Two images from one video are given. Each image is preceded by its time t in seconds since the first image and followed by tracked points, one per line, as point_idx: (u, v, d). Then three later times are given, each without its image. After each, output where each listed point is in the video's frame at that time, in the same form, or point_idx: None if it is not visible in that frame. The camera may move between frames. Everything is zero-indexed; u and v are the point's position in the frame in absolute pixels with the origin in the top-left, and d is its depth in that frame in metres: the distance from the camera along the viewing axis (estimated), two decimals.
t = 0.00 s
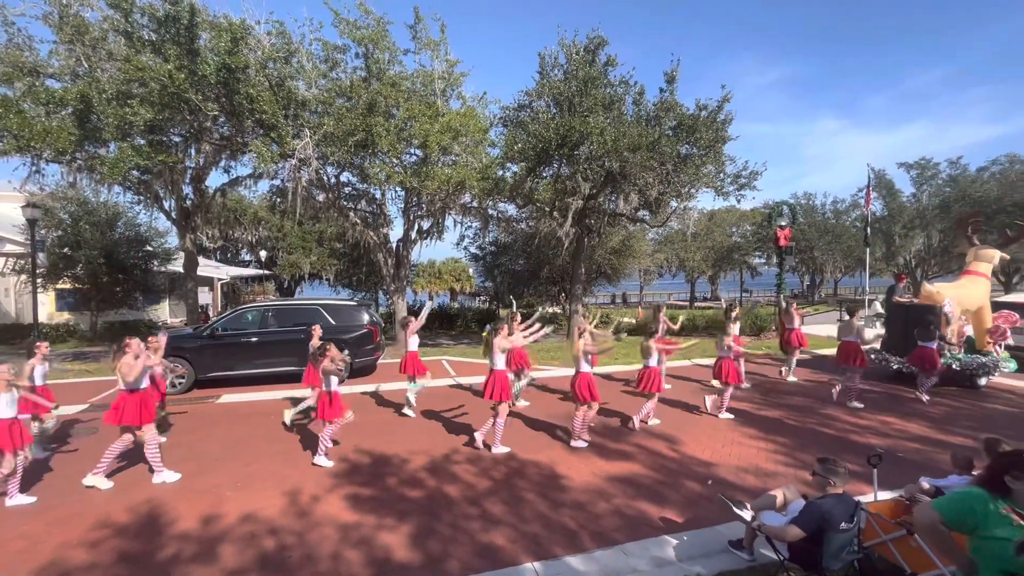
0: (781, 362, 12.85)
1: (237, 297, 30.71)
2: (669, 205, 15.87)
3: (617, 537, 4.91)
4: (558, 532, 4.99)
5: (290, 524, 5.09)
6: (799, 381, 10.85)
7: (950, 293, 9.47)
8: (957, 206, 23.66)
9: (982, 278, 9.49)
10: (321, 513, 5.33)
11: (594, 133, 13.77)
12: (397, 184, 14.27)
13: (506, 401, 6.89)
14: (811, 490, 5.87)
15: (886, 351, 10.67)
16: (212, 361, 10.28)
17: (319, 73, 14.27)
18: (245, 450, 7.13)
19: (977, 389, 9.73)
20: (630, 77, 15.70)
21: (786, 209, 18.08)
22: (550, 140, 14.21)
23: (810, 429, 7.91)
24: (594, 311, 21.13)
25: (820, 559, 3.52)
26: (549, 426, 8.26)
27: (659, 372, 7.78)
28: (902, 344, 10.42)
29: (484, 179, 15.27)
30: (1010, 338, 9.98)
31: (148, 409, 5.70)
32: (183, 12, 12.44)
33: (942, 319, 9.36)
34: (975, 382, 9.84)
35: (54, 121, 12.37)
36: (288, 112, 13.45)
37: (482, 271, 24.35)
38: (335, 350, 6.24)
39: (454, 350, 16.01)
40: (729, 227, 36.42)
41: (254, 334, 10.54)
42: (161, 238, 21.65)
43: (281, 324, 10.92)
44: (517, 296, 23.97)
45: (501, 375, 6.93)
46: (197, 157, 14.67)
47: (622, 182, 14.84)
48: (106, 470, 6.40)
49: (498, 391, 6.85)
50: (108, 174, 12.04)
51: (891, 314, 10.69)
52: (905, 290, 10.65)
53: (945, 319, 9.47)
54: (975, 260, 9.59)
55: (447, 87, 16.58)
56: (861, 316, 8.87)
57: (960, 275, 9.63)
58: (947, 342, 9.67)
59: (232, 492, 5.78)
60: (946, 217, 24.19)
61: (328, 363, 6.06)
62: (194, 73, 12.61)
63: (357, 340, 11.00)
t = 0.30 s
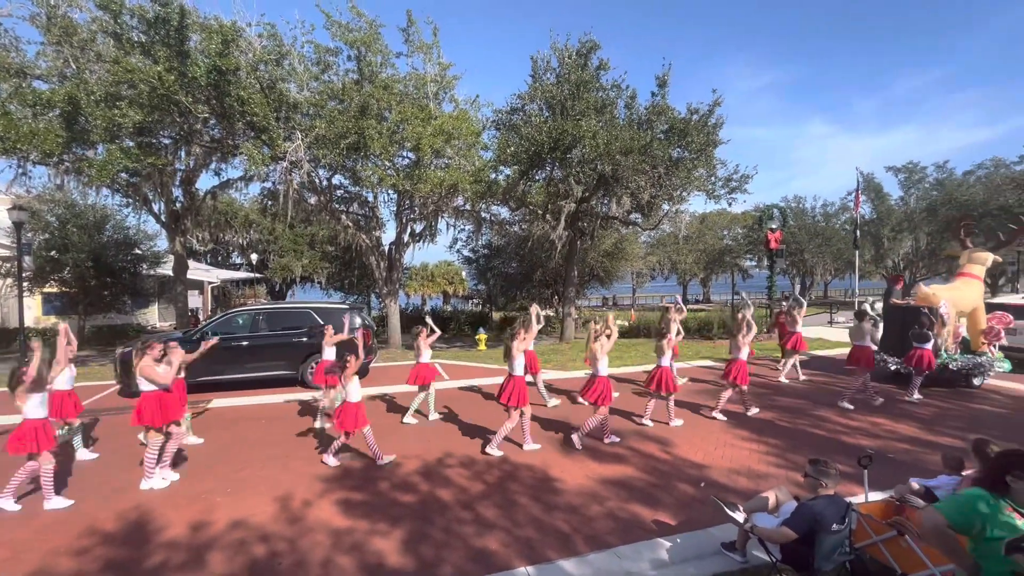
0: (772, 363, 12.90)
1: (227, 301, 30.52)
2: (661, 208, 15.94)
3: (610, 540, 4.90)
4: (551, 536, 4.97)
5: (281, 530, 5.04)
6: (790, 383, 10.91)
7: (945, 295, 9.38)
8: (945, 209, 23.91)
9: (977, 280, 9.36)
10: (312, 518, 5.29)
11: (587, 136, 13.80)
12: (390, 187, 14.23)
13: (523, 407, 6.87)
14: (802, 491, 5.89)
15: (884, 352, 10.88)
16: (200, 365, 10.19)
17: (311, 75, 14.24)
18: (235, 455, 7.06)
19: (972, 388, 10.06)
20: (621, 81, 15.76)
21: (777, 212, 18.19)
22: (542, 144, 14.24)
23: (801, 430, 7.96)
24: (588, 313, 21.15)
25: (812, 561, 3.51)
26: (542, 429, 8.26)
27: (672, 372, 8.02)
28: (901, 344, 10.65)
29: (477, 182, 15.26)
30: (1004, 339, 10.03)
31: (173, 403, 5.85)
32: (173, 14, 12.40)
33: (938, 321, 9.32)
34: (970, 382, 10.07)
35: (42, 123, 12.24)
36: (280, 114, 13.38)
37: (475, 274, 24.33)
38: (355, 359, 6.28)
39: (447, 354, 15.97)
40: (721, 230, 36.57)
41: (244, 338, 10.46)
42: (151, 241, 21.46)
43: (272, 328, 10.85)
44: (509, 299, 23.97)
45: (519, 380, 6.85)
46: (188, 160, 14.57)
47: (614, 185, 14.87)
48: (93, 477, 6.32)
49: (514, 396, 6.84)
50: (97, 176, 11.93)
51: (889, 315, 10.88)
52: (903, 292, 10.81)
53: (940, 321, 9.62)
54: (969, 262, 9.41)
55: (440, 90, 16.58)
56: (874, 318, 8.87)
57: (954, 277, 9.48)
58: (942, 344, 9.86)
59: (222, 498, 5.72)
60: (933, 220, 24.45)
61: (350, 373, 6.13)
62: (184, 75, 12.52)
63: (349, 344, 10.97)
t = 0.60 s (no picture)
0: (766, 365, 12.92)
1: (221, 304, 30.38)
2: (656, 211, 15.96)
3: (606, 543, 4.88)
4: (548, 539, 4.95)
5: (275, 535, 5.00)
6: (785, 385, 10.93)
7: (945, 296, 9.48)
8: (937, 211, 24.04)
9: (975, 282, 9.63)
10: (307, 522, 5.26)
11: (582, 138, 13.81)
12: (385, 189, 14.20)
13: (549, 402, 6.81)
14: (798, 493, 5.90)
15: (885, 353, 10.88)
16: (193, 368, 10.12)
17: (306, 77, 14.23)
18: (228, 459, 7.02)
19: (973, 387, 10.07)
20: (616, 83, 15.79)
21: (771, 214, 18.25)
22: (537, 146, 14.23)
23: (797, 431, 7.96)
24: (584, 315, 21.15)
25: (808, 562, 3.48)
26: (538, 431, 8.23)
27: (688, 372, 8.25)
28: (901, 345, 10.66)
29: (472, 184, 15.20)
30: (1003, 339, 10.09)
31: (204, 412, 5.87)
32: (167, 16, 12.37)
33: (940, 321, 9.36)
34: (970, 381, 10.08)
35: (33, 125, 12.16)
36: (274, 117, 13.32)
37: (470, 276, 24.29)
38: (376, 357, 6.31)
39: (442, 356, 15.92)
40: (715, 232, 36.65)
41: (238, 341, 10.39)
42: (144, 244, 21.33)
43: (266, 331, 10.78)
44: (505, 301, 23.95)
45: (540, 376, 6.90)
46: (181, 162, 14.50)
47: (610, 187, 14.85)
48: (85, 482, 6.27)
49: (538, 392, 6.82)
50: (89, 178, 11.85)
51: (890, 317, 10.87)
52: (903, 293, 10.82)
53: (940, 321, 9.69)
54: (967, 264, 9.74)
55: (435, 92, 16.57)
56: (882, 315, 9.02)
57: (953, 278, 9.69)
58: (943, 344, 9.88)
59: (215, 503, 5.68)
60: (925, 222, 24.59)
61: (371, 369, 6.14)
62: (177, 77, 12.44)
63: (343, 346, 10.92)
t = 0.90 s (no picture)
0: (764, 366, 12.94)
1: (219, 306, 30.33)
2: (654, 213, 15.98)
3: (605, 544, 4.88)
4: (547, 541, 4.94)
5: (273, 538, 4.99)
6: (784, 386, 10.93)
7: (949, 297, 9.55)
8: (933, 212, 24.10)
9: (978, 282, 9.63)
10: (305, 525, 5.24)
11: (580, 140, 13.83)
12: (383, 191, 14.21)
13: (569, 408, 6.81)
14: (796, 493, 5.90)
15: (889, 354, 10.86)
16: (191, 371, 10.11)
17: (304, 79, 14.24)
18: (227, 462, 7.01)
19: (977, 386, 10.08)
20: (614, 85, 15.80)
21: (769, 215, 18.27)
22: (535, 148, 14.24)
23: (796, 432, 7.96)
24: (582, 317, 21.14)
25: (806, 563, 3.48)
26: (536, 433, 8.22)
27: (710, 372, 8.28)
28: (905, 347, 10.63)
29: (471, 186, 15.17)
30: (1006, 338, 10.08)
31: (234, 400, 6.01)
32: (165, 18, 12.41)
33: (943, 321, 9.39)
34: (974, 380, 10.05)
35: (31, 127, 12.15)
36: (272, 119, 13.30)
37: (469, 278, 24.27)
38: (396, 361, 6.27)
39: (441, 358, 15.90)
40: (713, 233, 36.67)
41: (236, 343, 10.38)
42: (141, 247, 21.30)
43: (265, 333, 10.77)
44: (503, 303, 23.94)
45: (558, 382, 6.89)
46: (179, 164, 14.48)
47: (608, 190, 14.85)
48: (84, 485, 6.25)
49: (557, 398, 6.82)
50: (86, 181, 11.82)
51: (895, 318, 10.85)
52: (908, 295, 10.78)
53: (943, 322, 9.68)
54: (969, 265, 9.78)
55: (433, 95, 16.57)
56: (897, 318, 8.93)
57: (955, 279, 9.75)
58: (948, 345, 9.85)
59: (214, 506, 5.66)
60: (921, 222, 24.65)
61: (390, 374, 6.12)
62: (175, 79, 12.37)
63: (342, 349, 10.92)
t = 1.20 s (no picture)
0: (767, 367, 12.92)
1: (221, 308, 30.37)
2: (656, 214, 15.98)
3: (607, 546, 4.88)
4: (549, 542, 4.94)
5: (275, 539, 5.00)
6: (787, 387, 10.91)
7: (958, 297, 9.59)
8: (936, 213, 24.03)
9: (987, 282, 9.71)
10: (307, 527, 5.25)
11: (581, 142, 13.86)
12: (385, 192, 14.24)
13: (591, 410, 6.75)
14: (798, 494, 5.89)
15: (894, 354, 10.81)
16: (194, 372, 10.13)
17: (306, 81, 14.26)
18: (229, 464, 7.02)
19: (984, 387, 10.04)
20: (615, 86, 15.80)
21: (771, 216, 18.24)
22: (536, 149, 14.29)
23: (798, 434, 7.94)
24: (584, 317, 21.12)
25: (807, 564, 3.49)
26: (539, 434, 8.21)
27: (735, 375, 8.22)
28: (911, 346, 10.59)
29: (472, 188, 15.18)
30: (1014, 338, 10.02)
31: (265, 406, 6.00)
32: (166, 21, 12.47)
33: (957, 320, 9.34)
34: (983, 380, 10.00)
35: (34, 130, 12.20)
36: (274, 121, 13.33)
37: (470, 279, 24.26)
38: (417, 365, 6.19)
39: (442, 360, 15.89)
40: (715, 234, 36.59)
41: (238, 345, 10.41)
42: (144, 249, 21.35)
43: (267, 334, 10.80)
44: (505, 304, 23.93)
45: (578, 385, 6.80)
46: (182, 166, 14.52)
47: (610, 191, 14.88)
48: (87, 487, 6.26)
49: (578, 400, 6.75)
50: (88, 183, 11.86)
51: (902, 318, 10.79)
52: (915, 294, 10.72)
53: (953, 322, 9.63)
54: (978, 264, 9.84)
55: (434, 97, 16.59)
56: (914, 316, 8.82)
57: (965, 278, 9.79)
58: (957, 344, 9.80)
59: (216, 507, 5.67)
60: (923, 222, 24.56)
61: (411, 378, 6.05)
62: (177, 82, 12.44)
63: (344, 350, 10.95)
